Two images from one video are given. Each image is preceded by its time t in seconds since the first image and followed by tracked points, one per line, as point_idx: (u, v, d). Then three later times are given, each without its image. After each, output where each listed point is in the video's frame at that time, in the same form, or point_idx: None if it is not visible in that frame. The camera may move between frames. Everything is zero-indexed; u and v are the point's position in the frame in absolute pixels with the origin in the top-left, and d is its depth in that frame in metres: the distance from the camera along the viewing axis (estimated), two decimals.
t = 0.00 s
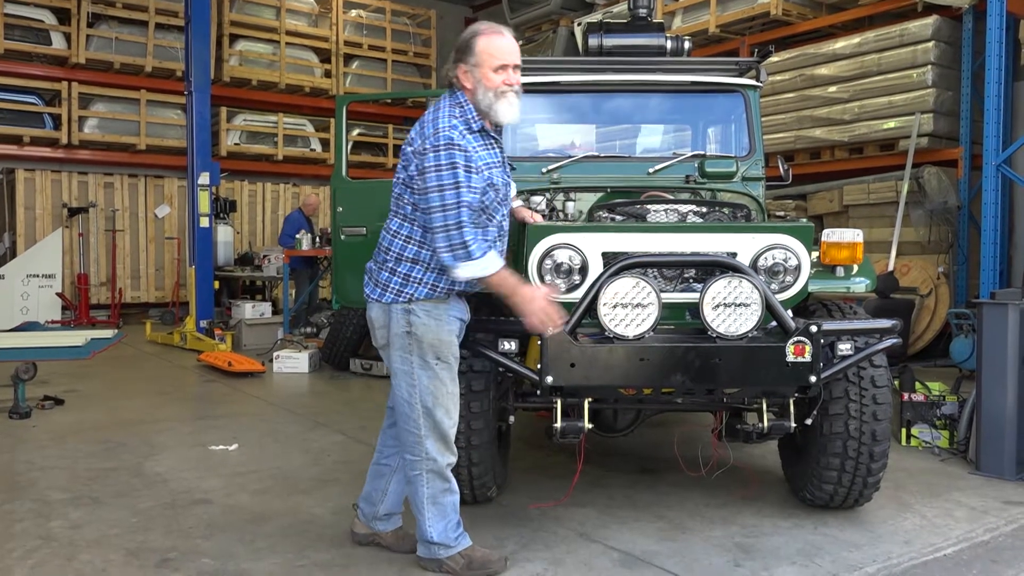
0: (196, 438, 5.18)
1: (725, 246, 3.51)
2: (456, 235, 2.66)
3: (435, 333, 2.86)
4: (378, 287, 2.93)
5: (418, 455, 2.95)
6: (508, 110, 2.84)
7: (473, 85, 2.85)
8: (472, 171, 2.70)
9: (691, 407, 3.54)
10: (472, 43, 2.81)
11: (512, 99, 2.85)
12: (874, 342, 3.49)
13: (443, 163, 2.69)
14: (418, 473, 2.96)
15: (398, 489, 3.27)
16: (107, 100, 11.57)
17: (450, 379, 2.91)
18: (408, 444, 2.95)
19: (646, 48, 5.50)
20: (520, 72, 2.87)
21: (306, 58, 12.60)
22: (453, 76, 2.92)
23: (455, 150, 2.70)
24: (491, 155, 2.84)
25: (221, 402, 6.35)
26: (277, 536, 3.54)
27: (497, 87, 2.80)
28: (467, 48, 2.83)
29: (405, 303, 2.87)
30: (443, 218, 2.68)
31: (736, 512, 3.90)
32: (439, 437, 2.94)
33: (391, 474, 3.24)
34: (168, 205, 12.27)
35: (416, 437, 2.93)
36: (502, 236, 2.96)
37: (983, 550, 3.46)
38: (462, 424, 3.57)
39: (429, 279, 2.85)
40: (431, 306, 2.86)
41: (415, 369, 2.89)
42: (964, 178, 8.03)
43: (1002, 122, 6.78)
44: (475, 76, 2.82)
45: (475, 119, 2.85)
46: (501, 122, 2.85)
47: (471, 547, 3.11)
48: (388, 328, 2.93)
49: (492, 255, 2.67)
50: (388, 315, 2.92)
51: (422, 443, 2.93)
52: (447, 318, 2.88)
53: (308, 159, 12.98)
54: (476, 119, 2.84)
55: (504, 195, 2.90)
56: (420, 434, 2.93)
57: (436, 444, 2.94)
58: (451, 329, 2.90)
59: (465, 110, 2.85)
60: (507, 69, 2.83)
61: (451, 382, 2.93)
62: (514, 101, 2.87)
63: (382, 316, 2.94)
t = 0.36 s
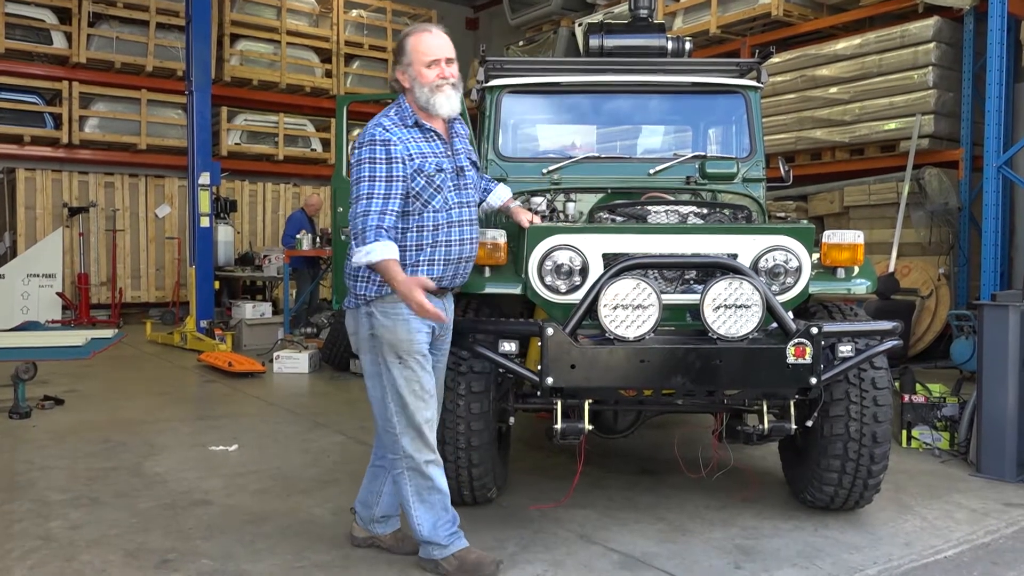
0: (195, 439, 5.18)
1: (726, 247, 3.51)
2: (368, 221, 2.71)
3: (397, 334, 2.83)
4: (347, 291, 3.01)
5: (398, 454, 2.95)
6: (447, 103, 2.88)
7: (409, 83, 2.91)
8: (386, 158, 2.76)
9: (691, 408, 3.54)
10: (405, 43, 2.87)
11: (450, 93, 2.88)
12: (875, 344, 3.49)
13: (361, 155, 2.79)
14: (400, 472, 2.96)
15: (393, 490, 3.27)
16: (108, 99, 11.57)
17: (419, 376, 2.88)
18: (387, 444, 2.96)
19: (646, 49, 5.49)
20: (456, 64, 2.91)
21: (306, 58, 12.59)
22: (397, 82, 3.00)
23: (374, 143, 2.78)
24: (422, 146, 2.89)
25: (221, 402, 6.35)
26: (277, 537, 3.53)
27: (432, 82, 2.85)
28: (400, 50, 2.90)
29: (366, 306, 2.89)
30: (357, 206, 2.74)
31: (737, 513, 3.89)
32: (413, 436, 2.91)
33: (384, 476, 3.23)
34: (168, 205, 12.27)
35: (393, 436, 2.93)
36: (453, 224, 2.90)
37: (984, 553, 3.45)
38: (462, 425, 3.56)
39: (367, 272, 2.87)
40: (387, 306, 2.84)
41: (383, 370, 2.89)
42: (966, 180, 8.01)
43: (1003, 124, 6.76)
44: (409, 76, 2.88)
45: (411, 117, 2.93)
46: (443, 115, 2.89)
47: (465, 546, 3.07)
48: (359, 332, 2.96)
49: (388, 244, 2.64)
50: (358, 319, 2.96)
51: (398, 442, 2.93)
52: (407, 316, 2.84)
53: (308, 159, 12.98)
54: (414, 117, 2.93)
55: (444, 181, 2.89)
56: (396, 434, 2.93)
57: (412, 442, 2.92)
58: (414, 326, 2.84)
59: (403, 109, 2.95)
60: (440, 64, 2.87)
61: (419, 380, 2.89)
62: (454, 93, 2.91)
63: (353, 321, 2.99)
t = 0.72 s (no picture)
0: (195, 441, 5.18)
1: (726, 249, 3.52)
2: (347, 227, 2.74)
3: (393, 336, 2.84)
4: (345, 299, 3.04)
5: (396, 457, 2.96)
6: (405, 103, 2.90)
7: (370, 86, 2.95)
8: (354, 161, 2.79)
9: (691, 410, 3.54)
10: (363, 48, 2.93)
11: (409, 94, 2.90)
12: (875, 346, 3.49)
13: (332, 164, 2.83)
14: (399, 475, 2.97)
15: (394, 493, 3.27)
16: (108, 102, 11.58)
17: (415, 379, 2.87)
18: (386, 447, 2.97)
19: (646, 52, 5.49)
20: (413, 64, 2.93)
21: (307, 60, 12.59)
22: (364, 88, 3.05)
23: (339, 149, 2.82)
24: (393, 144, 2.91)
25: (221, 404, 6.34)
26: (277, 540, 3.53)
27: (387, 84, 2.88)
28: (361, 55, 2.95)
29: (362, 311, 2.92)
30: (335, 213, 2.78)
31: (737, 516, 3.89)
32: (410, 439, 2.91)
33: (386, 479, 3.24)
34: (168, 207, 12.27)
35: (391, 439, 2.94)
36: (437, 215, 2.89)
37: (984, 555, 3.45)
38: (463, 428, 3.56)
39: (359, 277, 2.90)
40: (382, 309, 2.85)
41: (379, 373, 2.91)
42: (965, 182, 8.01)
43: (1003, 126, 6.76)
44: (369, 80, 2.93)
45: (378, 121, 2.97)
46: (403, 116, 2.91)
47: (465, 551, 3.04)
48: (356, 337, 2.98)
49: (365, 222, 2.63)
50: (355, 325, 2.98)
51: (396, 445, 2.93)
52: (401, 319, 2.85)
53: (309, 162, 13.00)
54: (382, 121, 2.96)
55: (420, 175, 2.90)
56: (393, 437, 2.94)
57: (409, 445, 2.92)
58: (410, 329, 2.85)
59: (371, 115, 2.98)
60: (397, 67, 2.90)
61: (415, 382, 2.88)
62: (412, 94, 2.92)
63: (351, 327, 3.02)
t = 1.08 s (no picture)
0: (196, 442, 5.18)
1: (726, 250, 3.52)
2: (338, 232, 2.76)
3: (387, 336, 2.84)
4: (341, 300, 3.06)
5: (391, 457, 2.95)
6: (394, 106, 2.91)
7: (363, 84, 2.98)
8: (346, 164, 2.80)
9: (692, 411, 3.54)
10: (359, 49, 2.95)
11: (398, 96, 2.91)
12: (875, 347, 3.49)
13: (326, 166, 2.85)
14: (394, 476, 2.96)
15: (393, 493, 3.28)
16: (108, 103, 11.59)
17: (409, 379, 2.87)
18: (381, 448, 2.97)
19: (646, 53, 5.49)
20: (406, 67, 2.94)
21: (306, 62, 12.60)
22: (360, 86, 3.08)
23: (333, 155, 2.84)
24: (387, 146, 2.92)
25: (221, 405, 6.35)
26: (277, 541, 3.54)
27: (378, 85, 2.91)
28: (358, 54, 2.98)
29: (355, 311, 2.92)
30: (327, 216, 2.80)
31: (737, 516, 3.89)
32: (404, 439, 2.90)
33: (385, 480, 3.24)
34: (168, 208, 12.28)
35: (385, 440, 2.94)
36: (432, 217, 2.88)
37: (984, 555, 3.45)
38: (463, 428, 3.56)
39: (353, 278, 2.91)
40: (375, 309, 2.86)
41: (373, 374, 2.90)
42: (965, 182, 8.02)
43: (1002, 126, 6.76)
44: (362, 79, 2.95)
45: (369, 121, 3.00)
46: (391, 118, 2.93)
47: (463, 551, 3.04)
48: (350, 337, 2.98)
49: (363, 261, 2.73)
50: (350, 326, 2.98)
51: (390, 445, 2.93)
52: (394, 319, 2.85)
53: (309, 163, 13.01)
54: (377, 122, 2.97)
55: (414, 177, 2.90)
56: (388, 437, 2.93)
57: (403, 446, 2.91)
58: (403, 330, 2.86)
59: (367, 117, 3.00)
60: (389, 68, 2.91)
61: (408, 382, 2.87)
62: (403, 97, 2.93)
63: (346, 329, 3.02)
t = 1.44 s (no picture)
0: (195, 442, 5.18)
1: (724, 250, 3.52)
2: (338, 233, 2.76)
3: (385, 338, 2.84)
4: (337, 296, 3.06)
5: (388, 457, 2.96)
6: (409, 105, 2.90)
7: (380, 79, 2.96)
8: (351, 165, 2.78)
9: (691, 410, 3.54)
10: (379, 44, 2.95)
11: (413, 95, 2.89)
12: (874, 346, 3.49)
13: (330, 164, 2.83)
14: (391, 475, 2.97)
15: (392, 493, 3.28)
16: (107, 103, 11.58)
17: (406, 380, 2.87)
18: (378, 446, 2.97)
19: (644, 53, 5.50)
20: (425, 66, 2.93)
21: (305, 62, 12.60)
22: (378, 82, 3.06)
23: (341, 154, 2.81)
24: (397, 148, 2.90)
25: (220, 405, 6.34)
26: (277, 541, 3.53)
27: (394, 82, 2.89)
28: (378, 50, 2.97)
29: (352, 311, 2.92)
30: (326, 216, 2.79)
31: (736, 516, 3.89)
32: (401, 439, 2.91)
33: (382, 478, 3.24)
34: (167, 208, 12.28)
35: (383, 440, 2.94)
36: (436, 225, 2.89)
37: (982, 554, 3.46)
38: (461, 428, 3.56)
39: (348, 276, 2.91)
40: (373, 310, 2.86)
41: (370, 375, 2.91)
42: (963, 182, 8.03)
43: (1001, 126, 6.75)
44: (379, 74, 2.94)
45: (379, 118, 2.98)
46: (405, 117, 2.91)
47: (460, 550, 3.04)
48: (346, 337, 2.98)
49: (351, 266, 2.75)
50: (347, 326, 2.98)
51: (387, 445, 2.93)
52: (393, 320, 2.86)
53: (307, 162, 13.00)
54: (387, 122, 2.95)
55: (422, 183, 2.89)
56: (385, 437, 2.93)
57: (401, 446, 2.91)
58: (401, 332, 2.86)
59: (378, 114, 2.98)
60: (408, 67, 2.90)
61: (405, 383, 2.88)
62: (418, 96, 2.91)
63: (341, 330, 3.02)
